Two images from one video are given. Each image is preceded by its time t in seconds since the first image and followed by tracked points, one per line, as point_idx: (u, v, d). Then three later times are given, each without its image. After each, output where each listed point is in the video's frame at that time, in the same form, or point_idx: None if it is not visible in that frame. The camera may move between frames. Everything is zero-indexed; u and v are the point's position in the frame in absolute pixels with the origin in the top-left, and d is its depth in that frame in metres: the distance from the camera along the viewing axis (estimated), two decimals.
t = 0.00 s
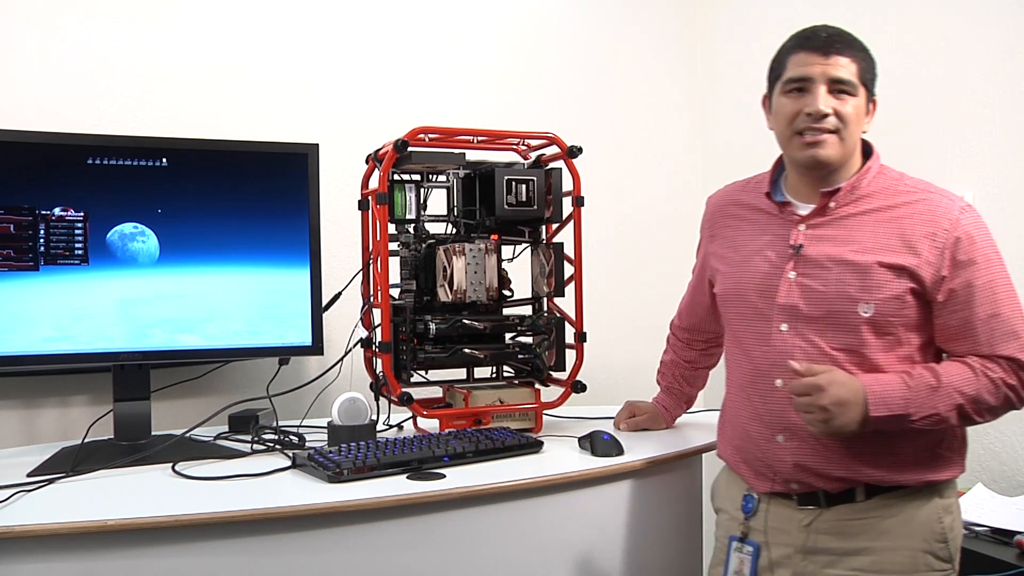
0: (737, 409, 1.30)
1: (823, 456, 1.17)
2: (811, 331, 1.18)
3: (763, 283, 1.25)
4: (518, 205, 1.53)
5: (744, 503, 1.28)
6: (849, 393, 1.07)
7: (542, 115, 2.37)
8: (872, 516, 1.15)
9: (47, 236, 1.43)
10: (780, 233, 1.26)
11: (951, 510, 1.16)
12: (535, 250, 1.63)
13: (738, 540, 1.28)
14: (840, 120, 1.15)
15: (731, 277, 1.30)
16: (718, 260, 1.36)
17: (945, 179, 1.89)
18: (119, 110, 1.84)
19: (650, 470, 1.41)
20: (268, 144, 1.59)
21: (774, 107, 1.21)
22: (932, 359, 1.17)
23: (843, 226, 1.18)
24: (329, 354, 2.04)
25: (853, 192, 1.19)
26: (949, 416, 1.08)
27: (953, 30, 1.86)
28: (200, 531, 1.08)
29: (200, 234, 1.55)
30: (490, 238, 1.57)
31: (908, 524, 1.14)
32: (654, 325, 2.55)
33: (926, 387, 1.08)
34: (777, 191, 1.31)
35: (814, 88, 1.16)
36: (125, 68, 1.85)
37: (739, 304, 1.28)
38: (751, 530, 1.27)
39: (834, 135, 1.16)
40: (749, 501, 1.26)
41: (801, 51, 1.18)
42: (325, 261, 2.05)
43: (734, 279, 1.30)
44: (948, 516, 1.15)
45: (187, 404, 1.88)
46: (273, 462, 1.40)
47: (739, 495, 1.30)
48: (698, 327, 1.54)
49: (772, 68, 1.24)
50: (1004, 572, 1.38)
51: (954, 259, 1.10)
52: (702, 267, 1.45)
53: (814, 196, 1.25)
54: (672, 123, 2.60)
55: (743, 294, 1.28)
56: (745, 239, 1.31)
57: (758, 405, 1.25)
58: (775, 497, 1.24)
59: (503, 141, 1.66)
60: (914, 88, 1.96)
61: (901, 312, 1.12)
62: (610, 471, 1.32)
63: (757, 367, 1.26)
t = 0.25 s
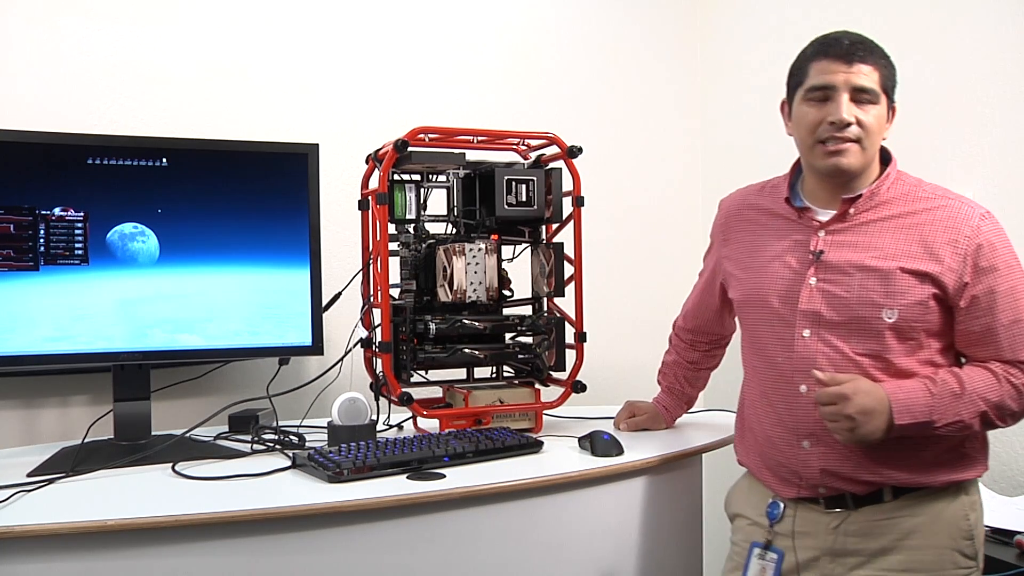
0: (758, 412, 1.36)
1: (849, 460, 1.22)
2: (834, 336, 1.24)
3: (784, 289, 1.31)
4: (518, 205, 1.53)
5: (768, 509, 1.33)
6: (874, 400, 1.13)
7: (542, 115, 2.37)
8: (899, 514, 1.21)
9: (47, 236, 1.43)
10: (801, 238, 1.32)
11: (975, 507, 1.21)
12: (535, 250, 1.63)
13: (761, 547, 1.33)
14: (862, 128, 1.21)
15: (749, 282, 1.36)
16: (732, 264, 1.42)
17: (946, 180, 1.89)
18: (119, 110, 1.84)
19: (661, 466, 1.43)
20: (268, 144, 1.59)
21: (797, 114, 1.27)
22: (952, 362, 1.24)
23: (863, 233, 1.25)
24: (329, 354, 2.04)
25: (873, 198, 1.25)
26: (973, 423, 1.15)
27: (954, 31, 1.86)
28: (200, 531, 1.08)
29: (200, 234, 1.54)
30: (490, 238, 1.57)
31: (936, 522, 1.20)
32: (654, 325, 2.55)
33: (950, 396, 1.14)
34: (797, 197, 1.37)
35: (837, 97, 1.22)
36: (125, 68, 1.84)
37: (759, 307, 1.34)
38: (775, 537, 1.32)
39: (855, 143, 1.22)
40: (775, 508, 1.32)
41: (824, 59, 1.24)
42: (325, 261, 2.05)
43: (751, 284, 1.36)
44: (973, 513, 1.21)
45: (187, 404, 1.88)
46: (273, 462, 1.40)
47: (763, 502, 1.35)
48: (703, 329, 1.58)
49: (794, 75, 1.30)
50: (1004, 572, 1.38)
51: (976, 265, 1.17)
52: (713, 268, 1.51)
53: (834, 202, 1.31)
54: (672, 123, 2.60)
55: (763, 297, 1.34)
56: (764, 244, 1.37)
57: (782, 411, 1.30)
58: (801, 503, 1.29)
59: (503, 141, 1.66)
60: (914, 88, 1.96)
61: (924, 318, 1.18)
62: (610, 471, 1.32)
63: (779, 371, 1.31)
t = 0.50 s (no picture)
0: (766, 411, 1.36)
1: (856, 459, 1.22)
2: (842, 335, 1.24)
3: (793, 288, 1.31)
4: (518, 205, 1.53)
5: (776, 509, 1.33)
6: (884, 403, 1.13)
7: (542, 115, 2.37)
8: (909, 513, 1.21)
9: (46, 236, 1.43)
10: (809, 238, 1.32)
11: (984, 507, 1.21)
12: (535, 250, 1.63)
13: (770, 547, 1.32)
14: (869, 127, 1.22)
15: (757, 281, 1.37)
16: (742, 262, 1.43)
17: (946, 180, 1.89)
18: (118, 110, 1.84)
19: (665, 466, 1.43)
20: (268, 144, 1.60)
21: (805, 114, 1.27)
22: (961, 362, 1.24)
23: (872, 233, 1.25)
24: (329, 354, 2.04)
25: (882, 198, 1.26)
26: (984, 424, 1.15)
27: (954, 31, 1.86)
28: (199, 531, 1.08)
29: (201, 234, 1.55)
30: (490, 238, 1.56)
31: (945, 521, 1.20)
32: (654, 325, 2.55)
33: (964, 397, 1.14)
34: (807, 197, 1.37)
35: (843, 96, 1.22)
36: (125, 68, 1.85)
37: (767, 306, 1.34)
38: (784, 536, 1.32)
39: (863, 142, 1.22)
40: (783, 507, 1.31)
41: (831, 59, 1.25)
42: (325, 261, 2.05)
43: (759, 283, 1.36)
44: (981, 514, 1.21)
45: (187, 404, 1.88)
46: (273, 462, 1.40)
47: (770, 501, 1.35)
48: (708, 329, 1.57)
49: (802, 76, 1.30)
50: (1004, 572, 1.38)
51: (985, 265, 1.17)
52: (722, 268, 1.51)
53: (845, 202, 1.31)
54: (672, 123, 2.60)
55: (773, 294, 1.33)
56: (773, 244, 1.37)
57: (789, 410, 1.30)
58: (809, 501, 1.30)
59: (503, 141, 1.66)
60: (914, 88, 1.96)
61: (932, 317, 1.18)
62: (610, 471, 1.32)
63: (786, 369, 1.31)
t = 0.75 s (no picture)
0: (768, 409, 1.37)
1: (852, 457, 1.22)
2: (841, 334, 1.25)
3: (794, 286, 1.31)
4: (518, 205, 1.53)
5: (777, 507, 1.33)
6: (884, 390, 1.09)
7: (542, 115, 2.37)
8: (907, 513, 1.21)
9: (47, 236, 1.43)
10: (813, 236, 1.32)
11: (984, 510, 1.20)
12: (535, 250, 1.63)
13: (769, 545, 1.33)
14: (866, 127, 1.22)
15: (761, 279, 1.37)
16: (748, 262, 1.43)
17: (946, 180, 1.89)
18: (118, 110, 1.84)
19: (667, 465, 1.44)
20: (268, 144, 1.60)
21: (805, 115, 1.28)
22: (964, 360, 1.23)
23: (874, 231, 1.25)
24: (329, 354, 2.04)
25: (885, 197, 1.26)
26: (990, 417, 1.12)
27: (954, 31, 1.87)
28: (200, 532, 1.08)
29: (201, 234, 1.55)
30: (490, 238, 1.56)
31: (943, 522, 1.19)
32: (654, 325, 2.55)
33: (969, 390, 1.12)
34: (812, 196, 1.38)
35: (841, 96, 1.23)
36: (125, 68, 1.84)
37: (770, 304, 1.35)
38: (782, 535, 1.33)
39: (861, 142, 1.23)
40: (783, 506, 1.32)
41: (830, 59, 1.25)
42: (325, 261, 2.05)
43: (763, 281, 1.37)
44: (982, 516, 1.20)
45: (187, 404, 1.88)
46: (273, 462, 1.40)
47: (772, 500, 1.36)
48: (710, 330, 1.57)
49: (806, 76, 1.31)
50: (1004, 572, 1.38)
51: (987, 264, 1.16)
52: (728, 266, 1.53)
53: (847, 201, 1.31)
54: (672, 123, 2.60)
55: (774, 293, 1.34)
56: (777, 242, 1.37)
57: (788, 408, 1.31)
58: (806, 499, 1.30)
59: (503, 141, 1.66)
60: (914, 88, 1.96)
61: (931, 316, 1.18)
62: (610, 471, 1.32)
63: (787, 367, 1.32)
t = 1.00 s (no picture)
0: (769, 408, 1.36)
1: (853, 457, 1.22)
2: (842, 333, 1.25)
3: (796, 285, 1.31)
4: (518, 205, 1.53)
5: (778, 507, 1.33)
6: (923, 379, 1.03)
7: (542, 114, 2.37)
8: (908, 513, 1.21)
9: (47, 236, 1.43)
10: (815, 235, 1.32)
11: (986, 511, 1.22)
12: (535, 250, 1.63)
13: (769, 545, 1.33)
14: (871, 126, 1.22)
15: (763, 278, 1.37)
16: (750, 262, 1.43)
17: (946, 180, 1.89)
18: (118, 110, 1.84)
19: (668, 465, 1.44)
20: (268, 144, 1.60)
21: (809, 113, 1.28)
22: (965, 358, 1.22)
23: (875, 230, 1.25)
24: (329, 354, 2.04)
25: (887, 197, 1.26)
26: (1007, 416, 1.07)
27: (954, 31, 1.87)
28: (200, 531, 1.08)
29: (201, 234, 1.55)
30: (490, 238, 1.56)
31: (945, 523, 1.20)
32: (654, 325, 2.55)
33: (988, 386, 1.07)
34: (813, 195, 1.38)
35: (845, 95, 1.23)
36: (125, 68, 1.85)
37: (773, 304, 1.35)
38: (783, 535, 1.32)
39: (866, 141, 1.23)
40: (784, 505, 1.32)
41: (834, 58, 1.25)
42: (325, 261, 2.05)
43: (765, 281, 1.37)
44: (983, 517, 1.21)
45: (187, 405, 1.88)
46: (273, 462, 1.40)
47: (773, 500, 1.35)
48: (712, 330, 1.57)
49: (808, 76, 1.31)
50: (1004, 573, 1.38)
51: (989, 261, 1.15)
52: (730, 266, 1.52)
53: (848, 200, 1.31)
54: (673, 123, 2.60)
55: (777, 292, 1.34)
56: (779, 242, 1.37)
57: (789, 407, 1.31)
58: (807, 498, 1.30)
59: (503, 141, 1.66)
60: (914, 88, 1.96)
61: (931, 315, 1.18)
62: (610, 471, 1.32)
63: (789, 367, 1.31)
